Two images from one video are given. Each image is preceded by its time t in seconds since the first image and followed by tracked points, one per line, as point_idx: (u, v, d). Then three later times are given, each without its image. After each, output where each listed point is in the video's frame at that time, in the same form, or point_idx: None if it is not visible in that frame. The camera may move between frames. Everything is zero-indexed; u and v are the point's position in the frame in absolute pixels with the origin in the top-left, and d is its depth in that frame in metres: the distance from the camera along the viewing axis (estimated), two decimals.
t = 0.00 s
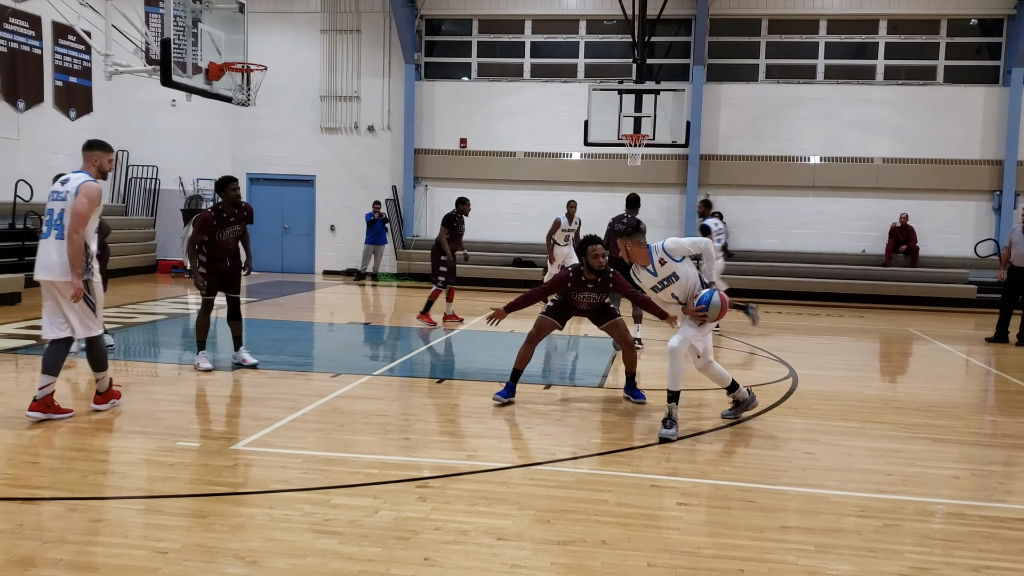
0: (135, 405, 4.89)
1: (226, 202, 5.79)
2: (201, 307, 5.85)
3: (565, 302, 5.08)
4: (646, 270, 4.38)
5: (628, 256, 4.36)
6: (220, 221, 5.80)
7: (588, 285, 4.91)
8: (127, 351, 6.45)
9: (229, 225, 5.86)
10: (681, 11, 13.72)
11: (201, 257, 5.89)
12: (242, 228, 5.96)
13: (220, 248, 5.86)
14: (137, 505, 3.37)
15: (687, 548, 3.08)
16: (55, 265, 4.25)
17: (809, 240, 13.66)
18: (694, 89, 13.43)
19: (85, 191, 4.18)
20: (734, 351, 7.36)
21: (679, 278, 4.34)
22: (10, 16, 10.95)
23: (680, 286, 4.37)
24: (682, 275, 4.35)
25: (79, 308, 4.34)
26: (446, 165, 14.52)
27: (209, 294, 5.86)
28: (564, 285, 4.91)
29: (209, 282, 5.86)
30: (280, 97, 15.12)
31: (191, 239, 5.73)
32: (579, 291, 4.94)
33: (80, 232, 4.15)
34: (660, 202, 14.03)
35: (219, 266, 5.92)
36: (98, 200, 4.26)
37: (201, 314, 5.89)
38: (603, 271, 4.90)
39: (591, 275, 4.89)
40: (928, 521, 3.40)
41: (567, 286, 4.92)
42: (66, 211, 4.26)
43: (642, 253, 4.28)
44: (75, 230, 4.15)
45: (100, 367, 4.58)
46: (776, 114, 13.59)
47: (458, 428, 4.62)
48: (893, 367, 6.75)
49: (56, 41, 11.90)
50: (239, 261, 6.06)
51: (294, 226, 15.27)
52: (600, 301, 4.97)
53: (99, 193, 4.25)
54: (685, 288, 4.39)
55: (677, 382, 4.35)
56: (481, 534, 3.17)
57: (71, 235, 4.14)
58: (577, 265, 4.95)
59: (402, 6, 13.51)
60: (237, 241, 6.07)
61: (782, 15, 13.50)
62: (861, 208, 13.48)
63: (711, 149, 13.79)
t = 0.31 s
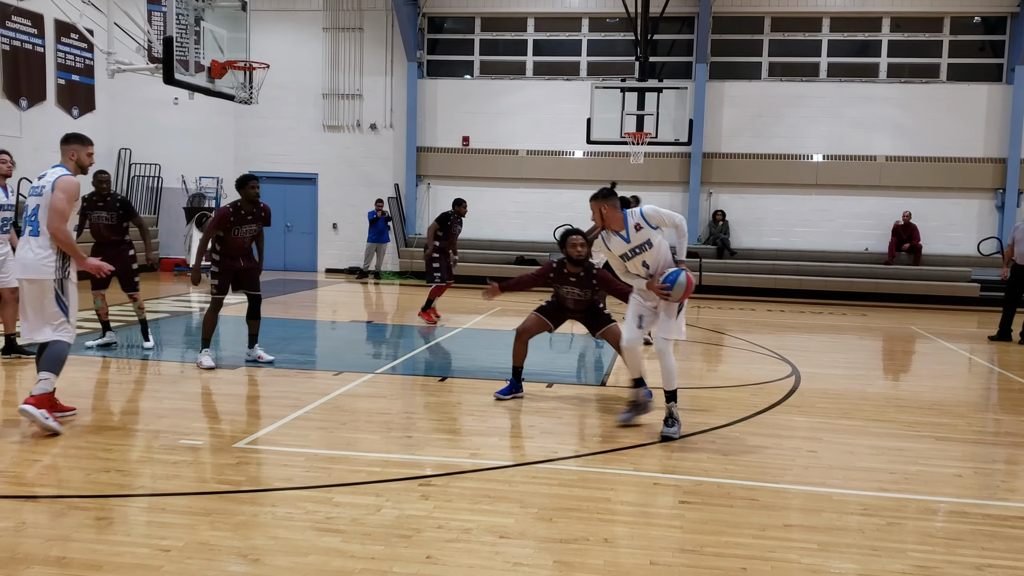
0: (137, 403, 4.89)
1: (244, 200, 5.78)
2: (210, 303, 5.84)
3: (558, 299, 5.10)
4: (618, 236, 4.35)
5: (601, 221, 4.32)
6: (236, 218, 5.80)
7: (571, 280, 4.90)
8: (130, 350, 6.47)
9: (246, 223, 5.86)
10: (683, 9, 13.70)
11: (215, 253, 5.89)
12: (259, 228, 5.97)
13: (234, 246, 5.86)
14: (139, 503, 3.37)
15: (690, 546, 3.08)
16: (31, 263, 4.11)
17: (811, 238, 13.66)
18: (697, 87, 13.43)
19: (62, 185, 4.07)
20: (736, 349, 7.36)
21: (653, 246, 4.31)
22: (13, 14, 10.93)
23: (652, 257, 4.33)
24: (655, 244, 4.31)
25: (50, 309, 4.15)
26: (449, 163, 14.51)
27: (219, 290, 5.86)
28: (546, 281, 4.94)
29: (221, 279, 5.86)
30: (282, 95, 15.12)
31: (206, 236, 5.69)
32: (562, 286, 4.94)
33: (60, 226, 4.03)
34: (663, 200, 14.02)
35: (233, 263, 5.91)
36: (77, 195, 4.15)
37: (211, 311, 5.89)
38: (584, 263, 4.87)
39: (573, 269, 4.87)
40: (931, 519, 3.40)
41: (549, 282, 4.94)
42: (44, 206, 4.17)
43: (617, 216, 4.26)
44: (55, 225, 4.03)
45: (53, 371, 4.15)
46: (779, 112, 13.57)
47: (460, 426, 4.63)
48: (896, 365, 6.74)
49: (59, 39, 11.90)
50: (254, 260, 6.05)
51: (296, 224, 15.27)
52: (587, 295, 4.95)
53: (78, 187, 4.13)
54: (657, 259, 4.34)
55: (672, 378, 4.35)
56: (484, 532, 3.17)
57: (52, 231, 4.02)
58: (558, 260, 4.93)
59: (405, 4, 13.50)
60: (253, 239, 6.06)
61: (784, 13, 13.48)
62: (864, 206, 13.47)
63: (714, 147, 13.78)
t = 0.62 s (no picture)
0: (137, 401, 4.89)
1: (258, 195, 5.79)
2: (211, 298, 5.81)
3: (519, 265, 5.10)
4: (591, 254, 4.10)
5: (579, 236, 4.08)
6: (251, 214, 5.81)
7: (528, 239, 4.91)
8: (130, 347, 6.48)
9: (257, 220, 5.87)
10: (683, 7, 13.70)
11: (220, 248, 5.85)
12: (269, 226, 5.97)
13: (244, 242, 5.85)
14: (139, 501, 3.37)
15: (690, 544, 3.08)
16: None
17: (811, 235, 13.66)
18: (696, 85, 13.43)
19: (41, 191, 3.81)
20: (736, 347, 7.35)
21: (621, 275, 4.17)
22: (12, 12, 10.94)
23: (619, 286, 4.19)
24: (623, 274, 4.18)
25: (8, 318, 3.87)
26: (448, 161, 14.51)
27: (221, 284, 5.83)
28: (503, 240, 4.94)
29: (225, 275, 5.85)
30: (281, 94, 15.12)
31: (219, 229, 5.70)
32: (520, 246, 4.94)
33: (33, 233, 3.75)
34: (663, 198, 14.02)
35: (238, 259, 5.92)
36: (57, 202, 3.88)
37: (211, 308, 5.88)
38: (542, 224, 4.88)
39: (530, 229, 4.88)
40: (931, 517, 3.40)
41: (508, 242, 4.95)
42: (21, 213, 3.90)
43: (596, 235, 4.09)
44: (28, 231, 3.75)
45: (13, 395, 3.90)
46: (779, 110, 13.57)
47: (460, 424, 4.63)
48: (896, 363, 6.74)
49: (58, 37, 11.90)
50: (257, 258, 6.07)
51: (296, 222, 15.27)
52: (544, 257, 4.94)
53: (57, 194, 3.86)
54: (619, 290, 4.20)
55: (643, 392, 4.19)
56: (483, 530, 3.17)
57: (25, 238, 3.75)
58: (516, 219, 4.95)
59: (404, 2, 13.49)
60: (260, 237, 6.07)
61: (784, 11, 13.47)
62: (864, 203, 13.46)
63: (714, 145, 13.77)
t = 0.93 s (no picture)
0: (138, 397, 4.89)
1: (256, 196, 5.80)
2: (209, 295, 5.81)
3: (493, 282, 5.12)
4: (609, 224, 4.46)
5: (601, 208, 4.47)
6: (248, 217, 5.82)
7: (511, 264, 4.96)
8: (131, 343, 6.48)
9: (255, 218, 5.88)
10: (685, 4, 13.69)
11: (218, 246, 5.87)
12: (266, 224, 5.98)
13: (241, 240, 5.85)
14: (140, 497, 3.37)
15: (691, 541, 3.08)
16: None
17: (812, 233, 13.65)
18: (697, 82, 13.43)
19: (12, 180, 3.59)
20: (737, 344, 7.35)
21: (633, 245, 4.37)
22: (14, 7, 10.94)
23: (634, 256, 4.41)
24: (636, 243, 4.37)
25: None
26: (449, 158, 14.51)
27: (220, 280, 5.84)
28: (485, 264, 4.95)
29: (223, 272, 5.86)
30: (283, 90, 15.12)
31: (214, 226, 5.66)
32: (502, 270, 4.98)
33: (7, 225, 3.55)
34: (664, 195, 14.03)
35: (235, 257, 5.92)
36: (29, 190, 3.67)
37: (211, 304, 5.88)
38: (525, 248, 4.92)
39: (513, 254, 4.93)
40: (931, 514, 3.40)
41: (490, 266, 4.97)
42: None
43: (614, 205, 4.40)
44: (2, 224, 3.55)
45: (11, 390, 3.87)
46: (780, 107, 13.57)
47: (459, 420, 4.63)
48: (897, 361, 6.74)
49: (60, 33, 11.91)
50: (254, 254, 6.08)
51: (297, 218, 15.27)
52: (525, 282, 5.00)
53: (29, 182, 3.65)
54: (636, 258, 4.41)
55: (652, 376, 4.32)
56: (483, 527, 3.17)
57: None
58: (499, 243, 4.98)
59: None
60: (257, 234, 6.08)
61: (785, 8, 13.46)
62: (865, 201, 13.45)
63: (715, 142, 13.77)
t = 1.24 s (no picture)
0: (136, 395, 4.89)
1: (253, 193, 5.78)
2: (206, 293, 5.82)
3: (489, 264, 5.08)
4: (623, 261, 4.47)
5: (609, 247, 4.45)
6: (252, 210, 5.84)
7: (518, 248, 4.95)
8: (129, 341, 6.48)
9: (251, 218, 5.86)
10: (684, 3, 13.70)
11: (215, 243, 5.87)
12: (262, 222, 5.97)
13: (238, 238, 5.85)
14: (138, 495, 3.37)
15: (689, 540, 3.08)
16: None
17: (811, 232, 13.67)
18: (697, 82, 13.44)
19: None
20: (736, 344, 7.35)
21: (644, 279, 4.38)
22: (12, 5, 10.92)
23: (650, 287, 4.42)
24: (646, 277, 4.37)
25: None
26: (448, 157, 14.50)
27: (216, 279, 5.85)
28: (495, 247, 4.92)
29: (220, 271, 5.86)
30: (282, 88, 15.11)
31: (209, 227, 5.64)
32: (508, 254, 4.96)
33: None
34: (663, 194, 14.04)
35: (233, 255, 5.91)
36: None
37: (209, 302, 5.88)
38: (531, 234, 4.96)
39: (521, 239, 4.95)
40: (929, 514, 3.41)
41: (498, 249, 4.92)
42: None
43: (618, 244, 4.38)
44: None
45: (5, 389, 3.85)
46: (779, 107, 13.58)
47: (458, 419, 4.63)
48: (895, 361, 6.75)
49: (59, 31, 11.91)
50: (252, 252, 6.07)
51: (296, 217, 15.27)
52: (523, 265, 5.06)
53: None
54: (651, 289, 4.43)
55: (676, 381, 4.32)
56: (482, 526, 3.17)
57: None
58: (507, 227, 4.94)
59: None
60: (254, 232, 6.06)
61: (785, 8, 13.47)
62: (863, 200, 13.46)
63: (714, 142, 13.77)
